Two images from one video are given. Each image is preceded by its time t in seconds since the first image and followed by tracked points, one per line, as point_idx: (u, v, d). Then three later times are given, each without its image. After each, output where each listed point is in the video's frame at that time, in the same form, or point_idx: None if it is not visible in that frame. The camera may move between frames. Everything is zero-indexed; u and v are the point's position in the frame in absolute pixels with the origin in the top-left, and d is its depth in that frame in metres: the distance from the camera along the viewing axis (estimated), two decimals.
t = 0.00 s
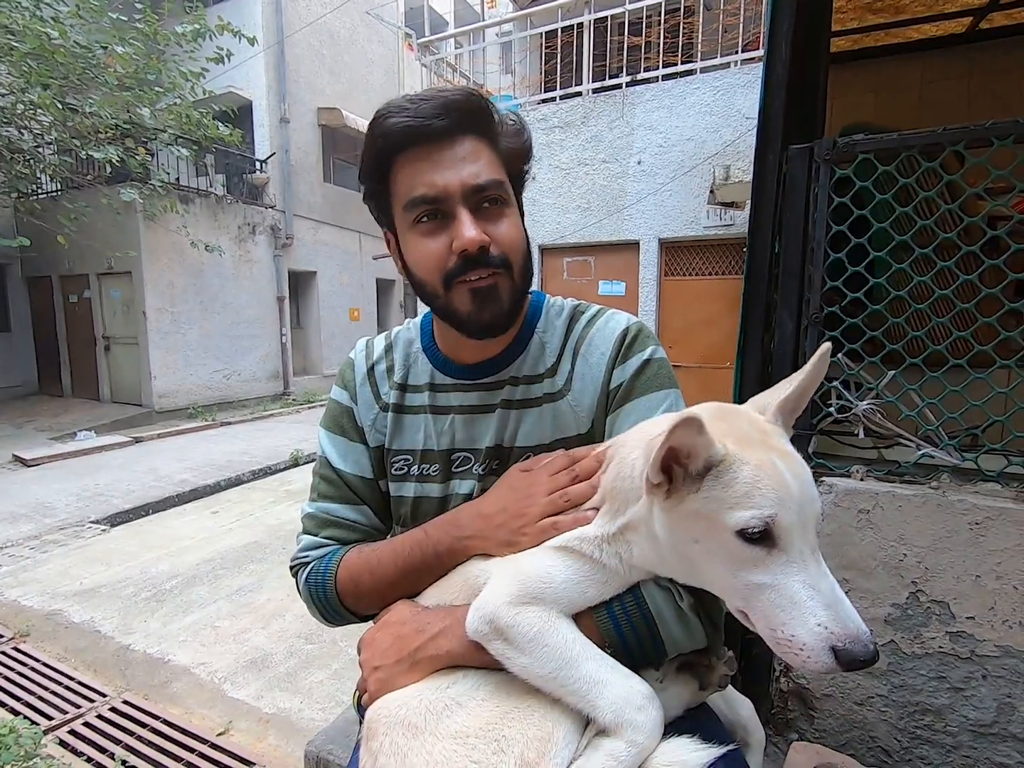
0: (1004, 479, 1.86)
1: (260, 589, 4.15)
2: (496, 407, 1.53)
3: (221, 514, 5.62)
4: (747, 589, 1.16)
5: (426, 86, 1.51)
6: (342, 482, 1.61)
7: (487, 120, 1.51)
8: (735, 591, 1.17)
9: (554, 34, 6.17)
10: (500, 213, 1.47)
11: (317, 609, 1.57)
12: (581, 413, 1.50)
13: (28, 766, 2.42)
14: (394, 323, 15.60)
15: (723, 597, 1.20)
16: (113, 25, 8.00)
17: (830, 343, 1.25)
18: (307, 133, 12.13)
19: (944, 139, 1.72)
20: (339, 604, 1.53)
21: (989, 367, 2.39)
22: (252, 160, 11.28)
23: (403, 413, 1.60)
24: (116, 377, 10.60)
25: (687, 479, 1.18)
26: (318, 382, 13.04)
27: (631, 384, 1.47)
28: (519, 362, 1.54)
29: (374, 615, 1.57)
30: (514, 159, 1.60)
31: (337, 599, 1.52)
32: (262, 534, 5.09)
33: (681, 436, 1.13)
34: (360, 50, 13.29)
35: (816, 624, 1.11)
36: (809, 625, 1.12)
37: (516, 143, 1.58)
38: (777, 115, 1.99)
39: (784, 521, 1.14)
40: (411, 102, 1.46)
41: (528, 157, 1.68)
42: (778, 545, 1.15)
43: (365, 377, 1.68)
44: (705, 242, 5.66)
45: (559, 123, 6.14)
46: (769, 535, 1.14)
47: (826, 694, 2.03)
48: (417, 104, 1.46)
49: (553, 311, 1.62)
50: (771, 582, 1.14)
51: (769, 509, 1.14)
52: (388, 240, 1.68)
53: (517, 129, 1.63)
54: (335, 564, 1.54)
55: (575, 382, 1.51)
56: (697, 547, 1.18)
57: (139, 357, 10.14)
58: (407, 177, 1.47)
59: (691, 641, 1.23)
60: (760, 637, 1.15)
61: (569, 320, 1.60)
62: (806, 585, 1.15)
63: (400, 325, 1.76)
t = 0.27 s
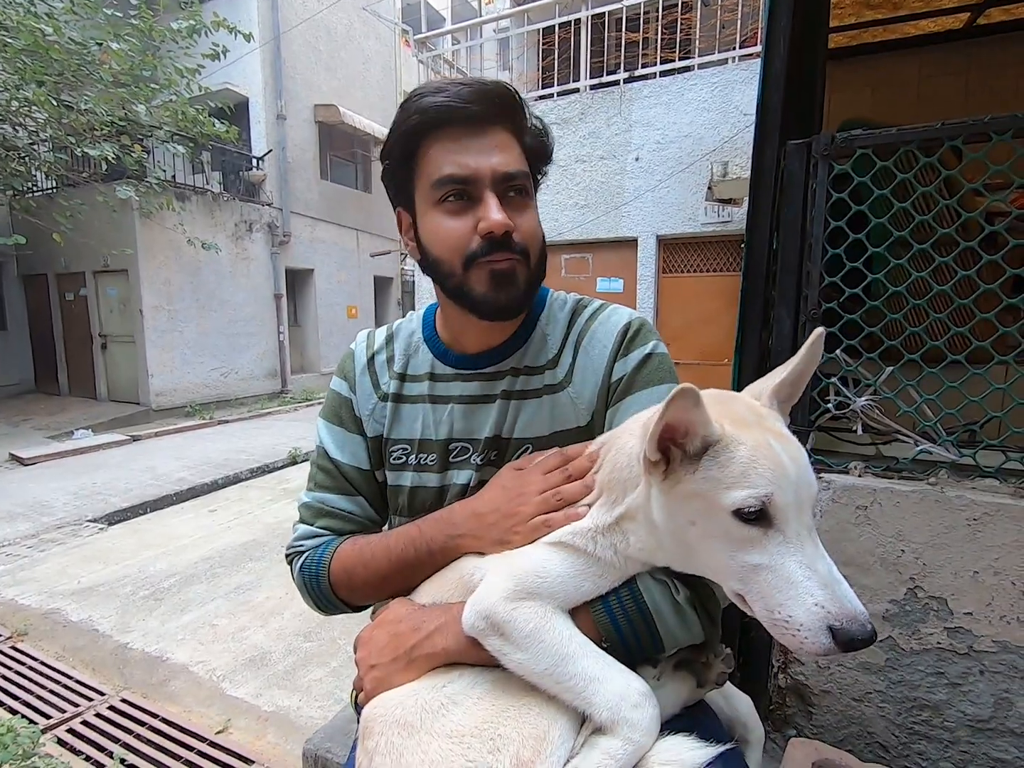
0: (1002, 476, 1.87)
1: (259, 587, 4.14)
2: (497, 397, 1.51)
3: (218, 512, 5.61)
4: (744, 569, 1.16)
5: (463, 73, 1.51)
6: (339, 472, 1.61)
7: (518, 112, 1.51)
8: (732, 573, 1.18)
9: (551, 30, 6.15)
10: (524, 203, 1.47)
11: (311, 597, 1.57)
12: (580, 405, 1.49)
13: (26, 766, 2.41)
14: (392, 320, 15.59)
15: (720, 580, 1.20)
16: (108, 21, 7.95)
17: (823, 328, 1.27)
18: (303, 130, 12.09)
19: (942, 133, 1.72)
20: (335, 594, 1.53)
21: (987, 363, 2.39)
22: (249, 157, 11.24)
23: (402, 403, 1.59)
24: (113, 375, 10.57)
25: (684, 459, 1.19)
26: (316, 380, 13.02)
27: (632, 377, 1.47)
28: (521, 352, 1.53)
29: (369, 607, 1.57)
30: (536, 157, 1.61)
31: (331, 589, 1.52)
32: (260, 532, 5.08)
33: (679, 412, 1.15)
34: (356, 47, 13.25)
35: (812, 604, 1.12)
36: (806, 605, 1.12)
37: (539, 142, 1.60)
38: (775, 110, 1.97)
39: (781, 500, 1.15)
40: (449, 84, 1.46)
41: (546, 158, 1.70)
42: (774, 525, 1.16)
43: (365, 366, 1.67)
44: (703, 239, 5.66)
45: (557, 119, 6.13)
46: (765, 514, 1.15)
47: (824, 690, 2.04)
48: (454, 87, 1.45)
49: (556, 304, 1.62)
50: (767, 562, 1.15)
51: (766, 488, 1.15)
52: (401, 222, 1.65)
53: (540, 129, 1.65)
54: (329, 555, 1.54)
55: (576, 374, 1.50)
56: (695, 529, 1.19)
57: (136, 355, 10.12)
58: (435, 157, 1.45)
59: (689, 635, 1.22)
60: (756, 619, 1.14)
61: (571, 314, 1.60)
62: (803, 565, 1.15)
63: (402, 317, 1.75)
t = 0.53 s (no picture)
0: (1003, 472, 1.84)
1: (258, 585, 4.14)
2: (497, 393, 1.51)
3: (217, 510, 5.60)
4: (745, 556, 1.15)
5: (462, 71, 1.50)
6: (339, 468, 1.60)
7: (520, 110, 1.50)
8: (733, 560, 1.17)
9: (549, 26, 6.13)
10: (528, 201, 1.46)
11: (313, 592, 1.57)
12: (580, 402, 1.49)
13: (25, 764, 2.40)
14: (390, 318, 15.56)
15: (721, 569, 1.19)
16: (104, 17, 7.92)
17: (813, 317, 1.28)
18: (301, 127, 12.05)
19: (943, 128, 1.71)
20: (336, 589, 1.52)
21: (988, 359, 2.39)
22: (246, 154, 11.21)
23: (402, 398, 1.58)
24: (111, 373, 10.55)
25: (684, 446, 1.19)
26: (314, 378, 13.00)
27: (633, 374, 1.46)
28: (522, 348, 1.52)
29: (369, 603, 1.56)
30: (536, 154, 1.60)
31: (332, 584, 1.51)
32: (259, 530, 5.08)
33: (680, 397, 1.15)
34: (354, 43, 13.20)
35: (813, 586, 1.11)
36: (808, 588, 1.12)
37: (539, 138, 1.59)
38: (775, 105, 1.97)
39: (779, 485, 1.15)
40: (449, 83, 1.44)
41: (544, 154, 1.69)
42: (774, 509, 1.16)
43: (366, 362, 1.66)
44: (702, 236, 5.65)
45: (556, 116, 6.11)
46: (765, 500, 1.15)
47: (824, 687, 2.03)
48: (455, 85, 1.44)
49: (557, 301, 1.61)
50: (768, 548, 1.14)
51: (765, 473, 1.15)
52: (403, 222, 1.64)
53: (539, 125, 1.64)
54: (329, 551, 1.53)
55: (577, 369, 1.50)
56: (695, 518, 1.18)
57: (134, 353, 10.10)
58: (440, 156, 1.44)
59: (688, 631, 1.22)
60: (757, 606, 1.13)
61: (572, 311, 1.59)
62: (803, 550, 1.15)
63: (402, 313, 1.74)
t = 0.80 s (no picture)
0: (1002, 467, 1.84)
1: (258, 582, 4.13)
2: (493, 390, 1.50)
3: (217, 507, 5.60)
4: (745, 539, 1.17)
5: (448, 67, 1.45)
6: (336, 468, 1.60)
7: (509, 107, 1.46)
8: (733, 543, 1.18)
9: (548, 21, 6.10)
10: (520, 201, 1.44)
11: (314, 593, 1.57)
12: (577, 396, 1.49)
13: (25, 761, 2.39)
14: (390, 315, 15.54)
15: (721, 553, 1.20)
16: (100, 12, 7.88)
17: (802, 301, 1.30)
18: (299, 124, 12.01)
19: (944, 121, 1.70)
20: (337, 589, 1.52)
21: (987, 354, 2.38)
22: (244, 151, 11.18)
23: (397, 397, 1.58)
24: (110, 371, 10.53)
25: (682, 432, 1.20)
26: (314, 375, 12.98)
27: (627, 368, 1.47)
28: (516, 346, 1.51)
29: (369, 600, 1.56)
30: (528, 146, 1.56)
31: (332, 584, 1.51)
32: (258, 527, 5.07)
33: (676, 380, 1.16)
34: (352, 38, 13.14)
35: (814, 564, 1.13)
36: (809, 567, 1.13)
37: (530, 131, 1.55)
38: (774, 99, 1.96)
39: (776, 466, 1.17)
40: (434, 81, 1.40)
41: (537, 146, 1.65)
42: (773, 491, 1.18)
43: (359, 362, 1.65)
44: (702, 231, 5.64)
45: (555, 112, 6.10)
46: (763, 481, 1.17)
47: (823, 682, 2.03)
48: (441, 84, 1.40)
49: (551, 297, 1.61)
50: (768, 528, 1.16)
51: (762, 455, 1.16)
52: (393, 222, 1.62)
53: (530, 117, 1.60)
54: (329, 551, 1.52)
55: (573, 365, 1.49)
56: (694, 501, 1.19)
57: (132, 350, 10.08)
58: (427, 161, 1.41)
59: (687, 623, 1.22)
60: (760, 586, 1.15)
61: (566, 306, 1.58)
62: (803, 529, 1.16)
63: (396, 312, 1.73)
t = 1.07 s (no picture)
0: (1002, 463, 1.85)
1: (258, 579, 4.14)
2: (492, 387, 1.50)
3: (217, 504, 5.60)
4: (742, 536, 1.16)
5: (456, 60, 1.44)
6: (332, 459, 1.59)
7: (517, 103, 1.46)
8: (730, 541, 1.18)
9: (547, 17, 6.08)
10: (527, 199, 1.44)
11: (305, 583, 1.57)
12: (576, 394, 1.49)
13: (26, 758, 2.40)
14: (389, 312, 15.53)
15: (718, 551, 1.20)
16: (97, 8, 7.86)
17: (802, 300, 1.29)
18: (298, 120, 11.98)
19: (945, 116, 1.69)
20: (329, 582, 1.52)
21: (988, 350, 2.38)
22: (243, 147, 11.16)
23: (395, 391, 1.57)
24: (109, 368, 10.52)
25: (678, 429, 1.20)
26: (313, 372, 12.98)
27: (627, 367, 1.47)
28: (517, 344, 1.51)
29: (364, 595, 1.56)
30: (535, 142, 1.56)
31: (325, 575, 1.51)
32: (258, 524, 5.07)
33: (673, 377, 1.16)
34: (350, 34, 13.10)
35: (811, 563, 1.12)
36: (805, 565, 1.13)
37: (537, 127, 1.55)
38: (775, 93, 1.95)
39: (774, 465, 1.16)
40: (442, 75, 1.40)
41: (544, 141, 1.65)
42: (770, 489, 1.17)
43: (359, 354, 1.64)
44: (701, 228, 5.63)
45: (554, 107, 6.06)
46: (761, 480, 1.16)
47: (821, 678, 2.04)
48: (449, 78, 1.40)
49: (553, 295, 1.60)
50: (765, 527, 1.15)
51: (760, 454, 1.16)
52: (397, 217, 1.61)
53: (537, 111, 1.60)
54: (323, 543, 1.52)
55: (572, 363, 1.49)
56: (691, 498, 1.19)
57: (131, 348, 10.07)
58: (435, 156, 1.41)
59: (682, 622, 1.22)
60: (757, 585, 1.14)
61: (568, 304, 1.58)
62: (800, 528, 1.16)
63: (396, 305, 1.72)
